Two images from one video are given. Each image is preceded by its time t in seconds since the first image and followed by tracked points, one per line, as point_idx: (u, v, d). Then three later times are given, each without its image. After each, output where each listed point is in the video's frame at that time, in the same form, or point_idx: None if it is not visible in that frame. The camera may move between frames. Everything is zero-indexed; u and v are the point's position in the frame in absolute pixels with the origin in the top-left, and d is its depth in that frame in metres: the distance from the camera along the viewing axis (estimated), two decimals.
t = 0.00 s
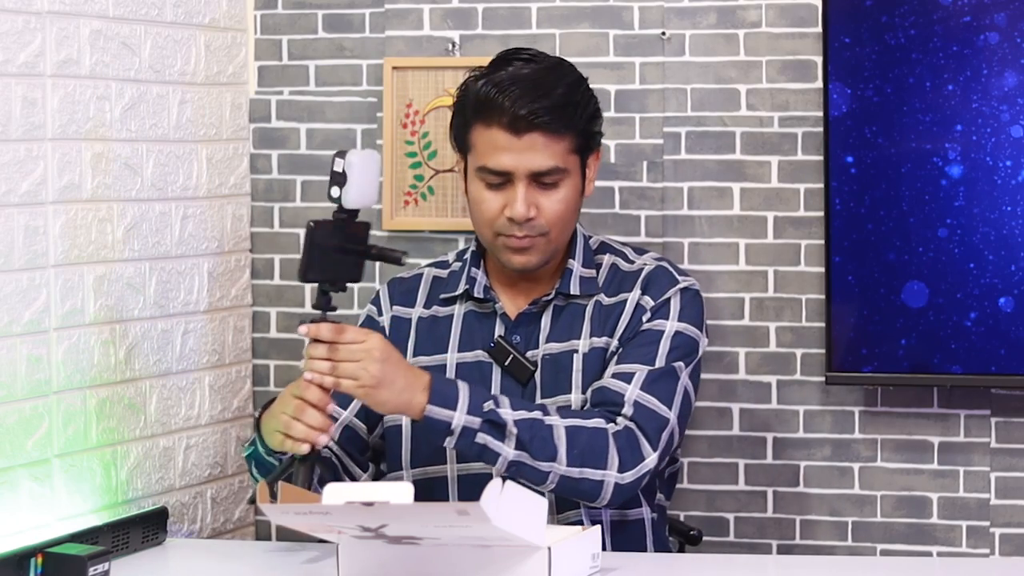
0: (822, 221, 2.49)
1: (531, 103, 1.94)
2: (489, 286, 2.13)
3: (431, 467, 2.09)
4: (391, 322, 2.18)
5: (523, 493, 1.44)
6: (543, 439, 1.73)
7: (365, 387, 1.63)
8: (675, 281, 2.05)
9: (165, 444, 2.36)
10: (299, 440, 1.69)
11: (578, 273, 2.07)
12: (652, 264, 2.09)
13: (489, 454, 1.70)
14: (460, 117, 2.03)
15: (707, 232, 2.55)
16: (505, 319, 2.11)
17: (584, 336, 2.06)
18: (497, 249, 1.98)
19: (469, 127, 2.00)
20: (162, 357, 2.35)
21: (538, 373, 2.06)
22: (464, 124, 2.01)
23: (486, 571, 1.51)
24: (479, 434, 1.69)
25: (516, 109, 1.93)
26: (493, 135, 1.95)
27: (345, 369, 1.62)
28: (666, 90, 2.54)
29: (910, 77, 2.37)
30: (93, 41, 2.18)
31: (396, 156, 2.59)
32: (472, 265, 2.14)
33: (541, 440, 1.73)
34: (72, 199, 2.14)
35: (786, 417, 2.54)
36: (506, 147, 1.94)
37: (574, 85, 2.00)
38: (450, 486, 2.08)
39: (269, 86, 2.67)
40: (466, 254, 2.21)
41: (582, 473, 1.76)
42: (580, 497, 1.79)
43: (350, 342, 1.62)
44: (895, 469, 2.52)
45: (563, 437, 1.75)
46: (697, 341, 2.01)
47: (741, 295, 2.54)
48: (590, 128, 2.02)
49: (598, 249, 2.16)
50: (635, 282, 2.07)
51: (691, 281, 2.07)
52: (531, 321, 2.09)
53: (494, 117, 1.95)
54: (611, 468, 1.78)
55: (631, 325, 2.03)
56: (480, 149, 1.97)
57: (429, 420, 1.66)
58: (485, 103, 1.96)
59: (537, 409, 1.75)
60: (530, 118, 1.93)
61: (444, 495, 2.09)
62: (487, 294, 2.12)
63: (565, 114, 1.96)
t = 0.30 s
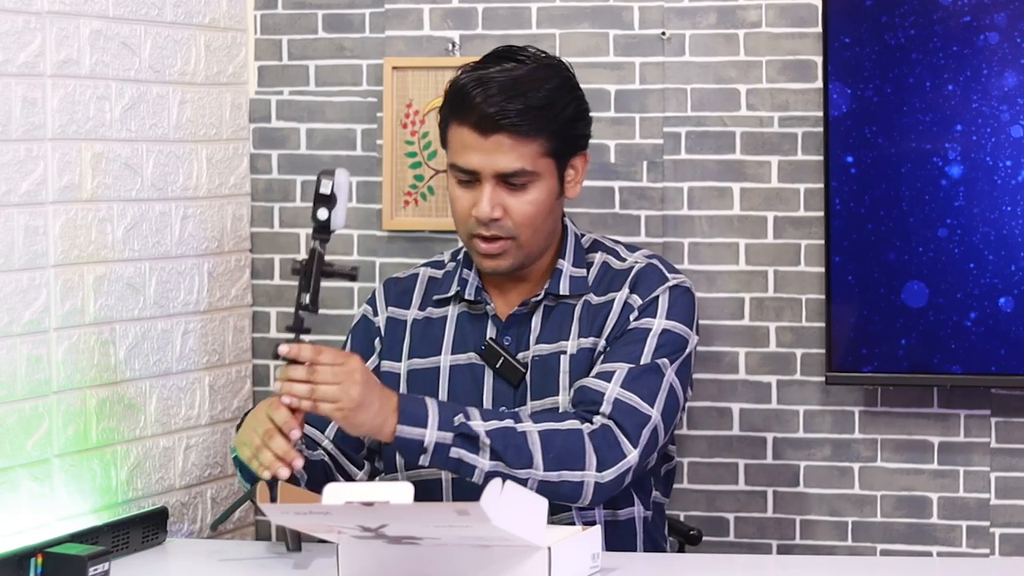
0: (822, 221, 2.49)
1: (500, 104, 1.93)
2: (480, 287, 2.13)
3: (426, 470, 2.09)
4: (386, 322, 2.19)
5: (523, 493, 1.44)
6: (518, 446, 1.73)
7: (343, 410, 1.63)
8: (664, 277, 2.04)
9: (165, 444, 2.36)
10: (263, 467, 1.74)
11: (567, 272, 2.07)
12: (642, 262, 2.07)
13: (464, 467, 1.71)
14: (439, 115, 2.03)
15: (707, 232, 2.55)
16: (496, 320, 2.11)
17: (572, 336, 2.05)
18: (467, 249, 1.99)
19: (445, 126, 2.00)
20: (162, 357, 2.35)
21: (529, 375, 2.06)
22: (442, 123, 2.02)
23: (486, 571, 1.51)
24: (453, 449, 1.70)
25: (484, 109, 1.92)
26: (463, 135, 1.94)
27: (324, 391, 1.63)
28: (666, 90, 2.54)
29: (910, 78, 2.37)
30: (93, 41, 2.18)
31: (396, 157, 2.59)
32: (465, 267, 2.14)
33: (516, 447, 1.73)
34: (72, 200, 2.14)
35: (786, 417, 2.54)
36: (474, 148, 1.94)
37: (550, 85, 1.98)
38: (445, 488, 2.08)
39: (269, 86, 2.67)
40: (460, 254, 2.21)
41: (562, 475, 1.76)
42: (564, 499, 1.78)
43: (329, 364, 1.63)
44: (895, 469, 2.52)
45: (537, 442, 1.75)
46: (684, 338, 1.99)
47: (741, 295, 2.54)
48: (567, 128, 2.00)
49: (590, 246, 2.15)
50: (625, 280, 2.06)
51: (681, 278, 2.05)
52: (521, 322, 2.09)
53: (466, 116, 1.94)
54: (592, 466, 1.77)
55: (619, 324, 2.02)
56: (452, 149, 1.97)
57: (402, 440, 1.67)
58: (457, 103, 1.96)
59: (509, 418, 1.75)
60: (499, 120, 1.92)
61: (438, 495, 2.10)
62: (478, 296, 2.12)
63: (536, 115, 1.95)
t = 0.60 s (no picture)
0: (822, 221, 2.49)
1: (473, 104, 1.94)
2: (475, 289, 2.13)
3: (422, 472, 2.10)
4: (382, 323, 2.20)
5: (523, 494, 1.43)
6: (501, 451, 1.74)
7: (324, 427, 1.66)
8: (655, 276, 2.03)
9: (165, 444, 2.36)
10: (246, 492, 1.85)
11: (559, 274, 2.07)
12: (634, 261, 2.07)
13: (449, 476, 1.73)
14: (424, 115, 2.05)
15: (707, 232, 2.55)
16: (490, 322, 2.11)
17: (564, 338, 2.05)
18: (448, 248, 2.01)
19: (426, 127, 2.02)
20: (162, 357, 2.35)
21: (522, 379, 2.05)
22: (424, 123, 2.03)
23: (486, 571, 1.51)
24: (435, 459, 1.72)
25: (456, 110, 1.93)
26: (438, 135, 1.96)
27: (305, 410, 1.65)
28: (666, 90, 2.54)
29: (910, 78, 2.37)
30: (93, 41, 2.18)
31: (396, 157, 2.59)
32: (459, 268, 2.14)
33: (498, 452, 1.74)
34: (71, 200, 2.14)
35: (786, 417, 2.54)
36: (449, 148, 1.95)
37: (526, 84, 1.97)
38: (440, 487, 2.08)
39: (269, 87, 2.68)
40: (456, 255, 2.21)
41: (547, 476, 1.76)
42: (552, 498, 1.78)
43: (309, 383, 1.66)
44: (895, 469, 2.52)
45: (519, 445, 1.75)
46: (673, 336, 1.98)
47: (741, 295, 2.54)
48: (545, 127, 2.00)
49: (584, 246, 2.14)
50: (616, 279, 2.06)
51: (674, 278, 2.04)
52: (514, 324, 2.09)
53: (441, 116, 1.96)
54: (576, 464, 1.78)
55: (608, 323, 2.02)
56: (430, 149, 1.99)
57: (384, 457, 1.70)
58: (434, 104, 1.97)
59: (490, 424, 1.77)
60: (471, 120, 1.93)
61: (434, 495, 2.10)
62: (472, 297, 2.12)
63: (509, 114, 1.95)
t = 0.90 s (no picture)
0: (822, 221, 2.49)
1: (457, 104, 1.94)
2: (469, 291, 2.13)
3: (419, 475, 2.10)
4: (378, 326, 2.21)
5: (522, 493, 1.43)
6: (489, 447, 1.74)
7: (305, 428, 1.67)
8: (649, 277, 2.04)
9: (165, 444, 2.36)
10: (232, 497, 1.89)
11: (553, 274, 2.06)
12: (629, 261, 2.07)
13: (438, 475, 1.73)
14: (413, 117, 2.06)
15: (707, 232, 2.55)
16: (484, 325, 2.11)
17: (558, 339, 2.05)
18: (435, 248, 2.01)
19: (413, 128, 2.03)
20: (162, 357, 2.35)
21: (518, 381, 2.06)
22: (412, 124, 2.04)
23: (486, 571, 1.51)
24: (423, 457, 1.72)
25: (439, 110, 1.94)
26: (422, 135, 1.97)
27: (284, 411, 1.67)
28: (666, 90, 2.54)
29: (910, 77, 2.37)
30: (93, 40, 2.18)
31: (395, 157, 2.59)
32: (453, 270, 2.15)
33: (487, 447, 1.74)
34: (71, 200, 2.13)
35: (786, 418, 2.54)
36: (432, 148, 1.95)
37: (510, 85, 1.97)
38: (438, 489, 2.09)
39: (269, 87, 2.68)
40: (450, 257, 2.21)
41: (537, 471, 1.76)
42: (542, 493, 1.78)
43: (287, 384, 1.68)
44: (895, 469, 2.52)
45: (508, 441, 1.75)
46: (668, 334, 1.98)
47: (741, 295, 2.54)
48: (530, 127, 1.99)
49: (579, 246, 2.14)
50: (610, 279, 2.06)
51: (668, 277, 2.04)
52: (508, 325, 2.09)
53: (424, 117, 1.97)
54: (566, 458, 1.77)
55: (601, 323, 2.02)
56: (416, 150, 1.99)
57: (369, 455, 1.70)
58: (419, 104, 1.98)
59: (477, 420, 1.77)
60: (452, 119, 1.93)
61: (432, 495, 2.10)
62: (466, 300, 2.12)
63: (492, 115, 1.95)
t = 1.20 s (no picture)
0: (822, 221, 2.49)
1: (453, 104, 1.94)
2: (468, 291, 2.13)
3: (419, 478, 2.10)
4: (377, 326, 2.21)
5: (522, 493, 1.43)
6: (485, 447, 1.74)
7: (301, 430, 1.67)
8: (648, 277, 2.04)
9: (165, 444, 2.36)
10: (229, 501, 1.90)
11: (552, 274, 2.06)
12: (628, 262, 2.07)
13: (435, 476, 1.73)
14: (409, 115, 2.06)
15: (707, 232, 2.55)
16: (483, 325, 2.11)
17: (557, 339, 2.05)
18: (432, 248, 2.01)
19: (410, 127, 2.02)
20: (162, 357, 2.35)
21: (517, 381, 2.05)
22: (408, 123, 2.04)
23: (486, 571, 1.51)
24: (420, 458, 1.72)
25: (435, 110, 1.94)
26: (418, 135, 1.97)
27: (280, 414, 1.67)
28: (666, 90, 2.54)
29: (910, 78, 2.37)
30: (93, 41, 2.18)
31: (395, 157, 2.59)
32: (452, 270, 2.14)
33: (484, 447, 1.74)
34: (70, 200, 2.13)
35: (786, 418, 2.54)
36: (428, 148, 1.95)
37: (506, 84, 1.97)
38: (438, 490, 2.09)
39: (269, 87, 2.68)
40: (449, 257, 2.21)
41: (533, 470, 1.76)
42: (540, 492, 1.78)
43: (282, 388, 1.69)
44: (895, 469, 2.52)
45: (506, 441, 1.75)
46: (667, 334, 1.98)
47: (741, 295, 2.54)
48: (526, 127, 1.99)
49: (578, 247, 2.13)
50: (609, 280, 2.06)
51: (667, 277, 2.04)
52: (508, 326, 2.09)
53: (419, 116, 1.96)
54: (562, 457, 1.77)
55: (600, 323, 2.02)
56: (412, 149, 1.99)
57: (368, 456, 1.69)
58: (414, 104, 1.98)
59: (474, 420, 1.77)
60: (447, 120, 1.93)
61: (431, 496, 2.10)
62: (465, 300, 2.12)
63: (488, 115, 1.94)
